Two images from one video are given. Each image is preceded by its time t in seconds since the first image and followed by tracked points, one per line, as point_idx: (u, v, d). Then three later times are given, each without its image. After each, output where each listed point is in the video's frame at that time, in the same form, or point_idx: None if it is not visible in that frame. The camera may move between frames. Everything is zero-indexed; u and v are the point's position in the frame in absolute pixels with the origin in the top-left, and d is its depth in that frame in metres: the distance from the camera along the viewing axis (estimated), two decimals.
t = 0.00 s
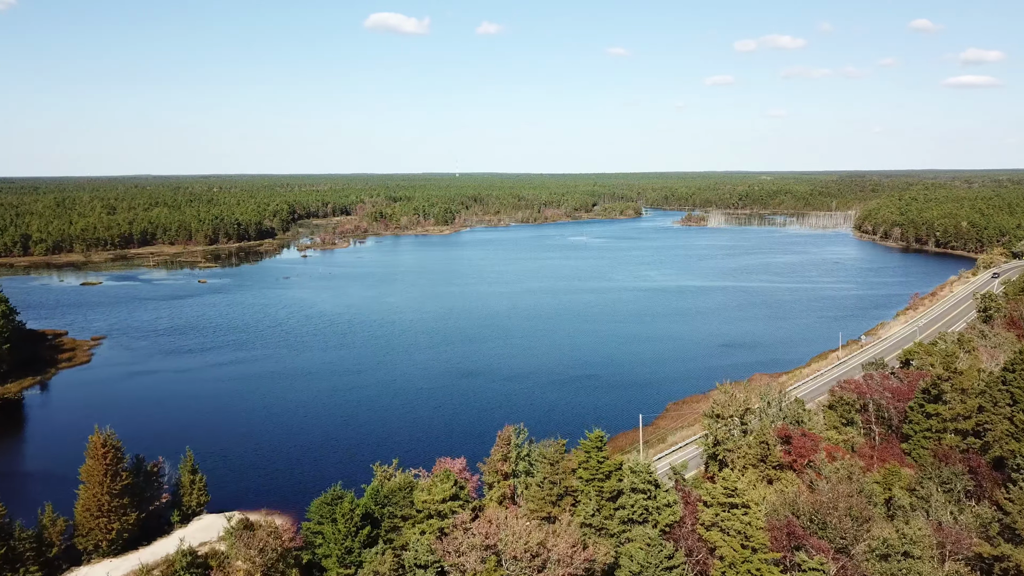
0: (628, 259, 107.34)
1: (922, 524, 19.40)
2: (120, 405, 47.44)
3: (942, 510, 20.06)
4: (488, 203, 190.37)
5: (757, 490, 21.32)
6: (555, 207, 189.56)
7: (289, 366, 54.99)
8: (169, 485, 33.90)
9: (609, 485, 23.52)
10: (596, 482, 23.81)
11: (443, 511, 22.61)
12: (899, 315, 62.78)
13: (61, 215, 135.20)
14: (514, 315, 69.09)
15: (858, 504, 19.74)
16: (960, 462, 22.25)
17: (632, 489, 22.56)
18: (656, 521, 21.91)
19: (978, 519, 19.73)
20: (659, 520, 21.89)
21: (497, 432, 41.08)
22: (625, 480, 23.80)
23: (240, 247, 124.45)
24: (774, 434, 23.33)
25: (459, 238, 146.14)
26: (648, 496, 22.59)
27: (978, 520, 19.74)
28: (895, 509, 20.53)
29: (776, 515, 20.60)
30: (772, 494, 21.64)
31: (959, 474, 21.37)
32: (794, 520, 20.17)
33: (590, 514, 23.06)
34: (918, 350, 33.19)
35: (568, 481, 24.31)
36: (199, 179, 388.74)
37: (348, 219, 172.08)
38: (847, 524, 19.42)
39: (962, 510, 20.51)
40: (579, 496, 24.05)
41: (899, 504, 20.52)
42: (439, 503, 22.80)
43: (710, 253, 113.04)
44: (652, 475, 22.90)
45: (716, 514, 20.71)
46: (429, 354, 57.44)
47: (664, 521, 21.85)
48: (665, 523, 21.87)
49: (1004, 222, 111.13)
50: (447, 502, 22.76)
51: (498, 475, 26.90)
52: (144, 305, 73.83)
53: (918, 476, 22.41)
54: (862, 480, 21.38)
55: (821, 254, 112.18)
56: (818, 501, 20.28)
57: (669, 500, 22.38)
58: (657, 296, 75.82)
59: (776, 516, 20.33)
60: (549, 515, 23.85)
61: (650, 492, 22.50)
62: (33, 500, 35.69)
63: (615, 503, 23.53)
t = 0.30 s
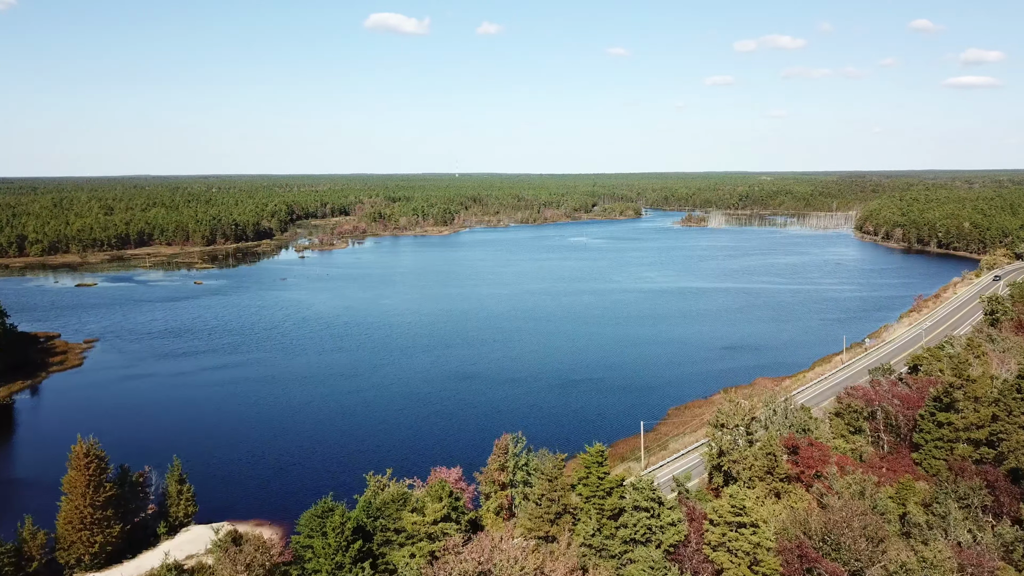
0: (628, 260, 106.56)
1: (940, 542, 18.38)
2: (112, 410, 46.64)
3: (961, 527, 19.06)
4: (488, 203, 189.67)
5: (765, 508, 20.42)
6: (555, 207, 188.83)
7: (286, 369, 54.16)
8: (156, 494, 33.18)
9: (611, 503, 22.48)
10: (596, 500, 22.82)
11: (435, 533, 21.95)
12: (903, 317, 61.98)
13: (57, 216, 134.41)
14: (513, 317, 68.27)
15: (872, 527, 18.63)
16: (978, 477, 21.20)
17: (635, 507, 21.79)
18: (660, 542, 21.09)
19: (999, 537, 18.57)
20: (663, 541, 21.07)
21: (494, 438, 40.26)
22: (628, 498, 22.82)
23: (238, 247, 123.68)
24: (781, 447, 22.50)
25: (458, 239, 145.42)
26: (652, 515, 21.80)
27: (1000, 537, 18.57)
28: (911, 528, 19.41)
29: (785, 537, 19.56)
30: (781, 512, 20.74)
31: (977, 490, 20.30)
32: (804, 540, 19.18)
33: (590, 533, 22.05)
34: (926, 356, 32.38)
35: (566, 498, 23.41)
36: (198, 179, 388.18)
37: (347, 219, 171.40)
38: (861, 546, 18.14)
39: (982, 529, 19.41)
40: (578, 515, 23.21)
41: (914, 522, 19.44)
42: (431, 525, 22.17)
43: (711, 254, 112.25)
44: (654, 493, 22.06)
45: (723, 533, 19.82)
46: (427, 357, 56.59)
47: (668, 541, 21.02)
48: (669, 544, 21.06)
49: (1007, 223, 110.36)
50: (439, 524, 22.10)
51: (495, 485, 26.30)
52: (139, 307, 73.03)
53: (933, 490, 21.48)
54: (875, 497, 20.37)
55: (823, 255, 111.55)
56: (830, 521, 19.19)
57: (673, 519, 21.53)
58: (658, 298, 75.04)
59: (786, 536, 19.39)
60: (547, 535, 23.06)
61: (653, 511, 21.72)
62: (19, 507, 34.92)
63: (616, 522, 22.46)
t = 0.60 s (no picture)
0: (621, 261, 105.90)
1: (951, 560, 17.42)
2: (94, 416, 45.65)
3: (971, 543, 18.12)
4: (480, 203, 188.84)
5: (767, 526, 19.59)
6: (547, 208, 188.15)
7: (270, 373, 53.19)
8: (134, 506, 32.38)
9: (605, 521, 21.43)
10: (590, 518, 21.88)
11: (418, 558, 21.33)
12: (899, 319, 61.41)
13: (44, 216, 132.92)
14: (505, 319, 67.42)
15: (881, 543, 17.70)
16: (985, 490, 20.41)
17: (629, 526, 21.06)
18: (656, 564, 20.51)
19: (1011, 552, 17.66)
20: (659, 563, 20.48)
21: (482, 443, 39.42)
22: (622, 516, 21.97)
23: (227, 248, 122.53)
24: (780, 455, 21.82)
25: (450, 239, 144.60)
26: (647, 534, 21.14)
27: (1011, 553, 17.66)
28: (918, 542, 18.56)
29: (787, 556, 18.64)
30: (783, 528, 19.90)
31: (985, 502, 19.50)
32: (807, 558, 18.16)
33: (582, 555, 20.83)
34: (925, 360, 31.68)
35: (556, 516, 22.16)
36: (188, 179, 385.98)
37: (338, 220, 170.36)
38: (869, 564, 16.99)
39: (991, 545, 18.60)
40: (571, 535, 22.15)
41: (922, 538, 18.52)
42: (414, 548, 21.52)
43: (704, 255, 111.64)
44: (650, 512, 21.38)
45: (723, 554, 19.00)
46: (415, 361, 55.69)
47: (664, 563, 20.42)
48: (665, 565, 20.47)
49: (1000, 223, 110.11)
50: (423, 548, 21.47)
51: (485, 496, 25.68)
52: (125, 309, 71.90)
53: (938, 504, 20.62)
54: (880, 512, 19.49)
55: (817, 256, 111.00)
56: (834, 535, 18.33)
57: (669, 539, 20.92)
58: (651, 299, 74.35)
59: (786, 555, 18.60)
60: (537, 556, 21.94)
61: (648, 530, 21.06)
62: None
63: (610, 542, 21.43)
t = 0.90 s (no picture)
0: (591, 262, 105.48)
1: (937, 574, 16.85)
2: (46, 426, 43.92)
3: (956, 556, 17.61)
4: (449, 203, 187.66)
5: (747, 544, 18.75)
6: (517, 207, 187.45)
7: (233, 380, 51.76)
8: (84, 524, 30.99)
9: (577, 544, 21.07)
10: (561, 540, 21.29)
11: None
12: (867, 317, 61.64)
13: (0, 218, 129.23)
14: (474, 321, 66.46)
15: (865, 557, 17.10)
16: (964, 499, 19.97)
17: (603, 547, 20.05)
18: None
19: (997, 564, 17.14)
20: None
21: (450, 450, 38.50)
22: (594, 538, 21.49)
23: (191, 251, 120.09)
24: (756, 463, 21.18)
25: (419, 240, 143.21)
26: (623, 556, 20.02)
27: (998, 565, 17.15)
28: (900, 554, 17.98)
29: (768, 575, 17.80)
30: (764, 545, 19.09)
31: (966, 511, 19.04)
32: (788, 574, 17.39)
33: None
34: (897, 361, 31.41)
35: (526, 536, 21.38)
36: (151, 180, 379.32)
37: (305, 220, 168.03)
38: None
39: (975, 556, 18.09)
40: (542, 555, 21.32)
41: (906, 551, 17.93)
42: None
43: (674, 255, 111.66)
44: (625, 531, 20.31)
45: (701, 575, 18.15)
46: (382, 365, 54.52)
47: None
48: None
49: (963, 222, 111.60)
50: None
51: (453, 507, 24.71)
52: (82, 314, 69.75)
53: (919, 514, 20.11)
54: (862, 525, 18.86)
55: (785, 255, 111.46)
56: (815, 550, 17.70)
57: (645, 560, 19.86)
58: (621, 299, 73.97)
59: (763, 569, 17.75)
60: None
61: (624, 551, 19.90)
62: None
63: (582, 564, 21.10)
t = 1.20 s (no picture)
0: (552, 262, 105.09)
1: None
2: None
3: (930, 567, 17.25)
4: (408, 203, 185.91)
5: (718, 559, 18.15)
6: (476, 207, 186.46)
7: (183, 388, 50.13)
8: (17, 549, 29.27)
9: (540, 566, 20.33)
10: (523, 563, 20.56)
11: None
12: (824, 316, 62.11)
13: None
14: (433, 324, 65.33)
15: (840, 572, 16.60)
16: (935, 508, 19.71)
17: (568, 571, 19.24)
18: None
19: None
20: None
21: (408, 460, 37.48)
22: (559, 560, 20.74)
23: (141, 253, 116.82)
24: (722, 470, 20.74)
25: (377, 241, 141.47)
26: None
27: None
28: (873, 566, 17.59)
29: None
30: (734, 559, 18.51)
31: (937, 521, 18.77)
32: None
33: None
34: (859, 362, 31.31)
35: (487, 560, 20.52)
36: (100, 179, 369.30)
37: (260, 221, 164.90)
38: None
39: (947, 567, 17.80)
40: None
41: (880, 564, 17.50)
42: None
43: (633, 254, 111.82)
44: (591, 552, 19.63)
45: None
46: (338, 370, 53.25)
47: None
48: None
49: (915, 220, 113.65)
50: None
51: (409, 521, 23.90)
52: (23, 320, 67.04)
53: (890, 522, 19.78)
54: (834, 536, 18.40)
55: (743, 254, 112.39)
56: (788, 566, 17.16)
57: None
58: (581, 300, 73.61)
59: None
60: None
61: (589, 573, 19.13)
62: None
63: None
